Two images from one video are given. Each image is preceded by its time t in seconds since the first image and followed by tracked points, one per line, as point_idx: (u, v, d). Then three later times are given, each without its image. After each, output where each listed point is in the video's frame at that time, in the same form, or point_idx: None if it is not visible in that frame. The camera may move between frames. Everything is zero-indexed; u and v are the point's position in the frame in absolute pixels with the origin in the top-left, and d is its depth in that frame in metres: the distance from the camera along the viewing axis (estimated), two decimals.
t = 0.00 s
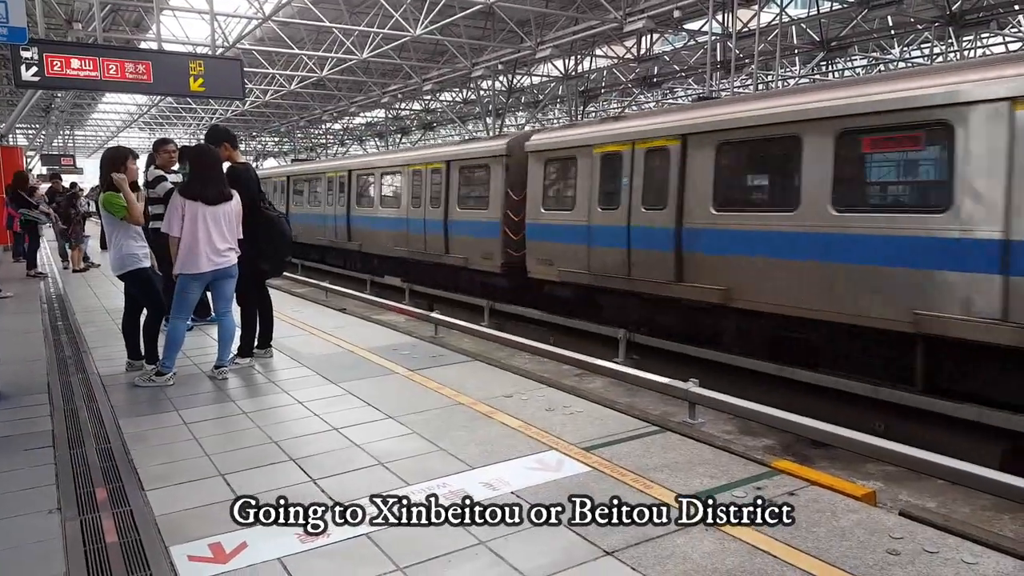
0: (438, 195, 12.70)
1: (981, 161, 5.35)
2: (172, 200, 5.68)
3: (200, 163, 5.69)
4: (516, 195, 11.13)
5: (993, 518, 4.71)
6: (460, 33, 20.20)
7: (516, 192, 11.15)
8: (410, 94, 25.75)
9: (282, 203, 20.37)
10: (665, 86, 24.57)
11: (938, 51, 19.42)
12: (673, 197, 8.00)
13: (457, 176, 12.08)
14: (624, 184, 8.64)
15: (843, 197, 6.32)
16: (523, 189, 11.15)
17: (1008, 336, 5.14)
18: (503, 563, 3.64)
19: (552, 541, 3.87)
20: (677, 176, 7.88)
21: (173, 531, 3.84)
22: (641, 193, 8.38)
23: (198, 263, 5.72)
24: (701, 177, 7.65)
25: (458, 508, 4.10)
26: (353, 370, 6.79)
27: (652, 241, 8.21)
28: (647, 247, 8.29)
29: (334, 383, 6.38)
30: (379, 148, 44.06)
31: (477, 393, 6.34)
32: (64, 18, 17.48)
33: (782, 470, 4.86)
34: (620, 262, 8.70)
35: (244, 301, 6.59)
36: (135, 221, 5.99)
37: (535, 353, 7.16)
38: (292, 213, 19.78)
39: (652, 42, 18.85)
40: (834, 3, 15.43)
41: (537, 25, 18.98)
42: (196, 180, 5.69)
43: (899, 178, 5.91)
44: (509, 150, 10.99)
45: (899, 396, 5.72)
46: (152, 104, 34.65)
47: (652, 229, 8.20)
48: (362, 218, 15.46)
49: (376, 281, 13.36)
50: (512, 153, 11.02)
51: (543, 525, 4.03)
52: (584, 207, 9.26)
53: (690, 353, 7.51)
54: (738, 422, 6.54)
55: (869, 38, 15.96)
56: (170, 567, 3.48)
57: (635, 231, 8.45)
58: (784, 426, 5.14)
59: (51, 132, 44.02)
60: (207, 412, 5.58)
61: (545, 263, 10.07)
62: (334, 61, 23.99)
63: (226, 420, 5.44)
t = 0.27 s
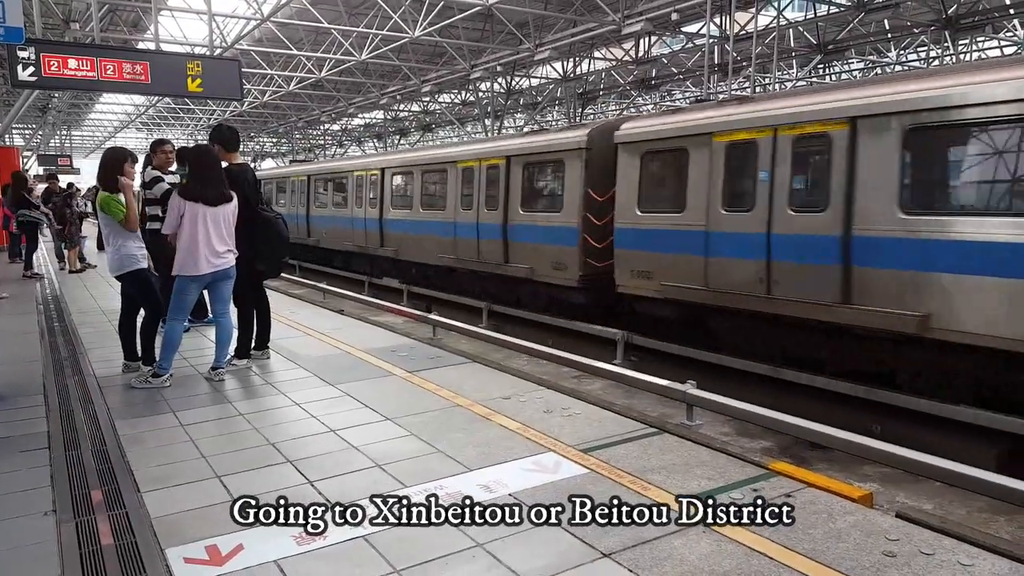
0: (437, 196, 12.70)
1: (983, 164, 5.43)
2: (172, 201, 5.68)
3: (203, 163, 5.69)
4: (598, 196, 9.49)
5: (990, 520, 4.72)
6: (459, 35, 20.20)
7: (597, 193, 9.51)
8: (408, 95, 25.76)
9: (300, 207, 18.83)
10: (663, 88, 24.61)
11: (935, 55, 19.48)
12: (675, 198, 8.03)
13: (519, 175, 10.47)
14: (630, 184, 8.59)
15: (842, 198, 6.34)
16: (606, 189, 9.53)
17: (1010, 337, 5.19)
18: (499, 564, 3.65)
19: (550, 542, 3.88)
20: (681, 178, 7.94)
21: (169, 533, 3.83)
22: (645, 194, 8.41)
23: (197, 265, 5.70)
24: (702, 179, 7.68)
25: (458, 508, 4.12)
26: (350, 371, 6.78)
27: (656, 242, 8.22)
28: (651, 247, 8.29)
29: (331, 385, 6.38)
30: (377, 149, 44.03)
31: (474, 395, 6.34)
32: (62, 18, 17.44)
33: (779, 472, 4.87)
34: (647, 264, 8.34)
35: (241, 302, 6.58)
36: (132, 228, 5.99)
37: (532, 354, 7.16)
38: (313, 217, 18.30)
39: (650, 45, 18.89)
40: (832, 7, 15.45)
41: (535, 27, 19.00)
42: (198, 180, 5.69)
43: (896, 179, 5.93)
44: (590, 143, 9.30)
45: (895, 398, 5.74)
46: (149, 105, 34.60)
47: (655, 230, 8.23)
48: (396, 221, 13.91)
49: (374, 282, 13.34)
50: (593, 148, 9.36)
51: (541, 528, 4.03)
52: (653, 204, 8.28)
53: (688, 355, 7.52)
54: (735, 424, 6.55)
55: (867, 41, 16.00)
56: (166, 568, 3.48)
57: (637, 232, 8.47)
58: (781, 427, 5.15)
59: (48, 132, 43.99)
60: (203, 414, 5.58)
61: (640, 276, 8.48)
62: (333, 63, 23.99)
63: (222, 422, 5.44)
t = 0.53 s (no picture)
0: (434, 200, 12.69)
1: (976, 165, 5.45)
2: (170, 204, 5.69)
3: (202, 166, 5.70)
4: (713, 199, 7.86)
5: (985, 523, 4.74)
6: (455, 38, 20.22)
7: (712, 195, 7.88)
8: (405, 98, 25.76)
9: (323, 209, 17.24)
10: (660, 92, 24.66)
11: (931, 59, 19.55)
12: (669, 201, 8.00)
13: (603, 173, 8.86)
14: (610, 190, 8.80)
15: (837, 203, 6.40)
16: (724, 191, 7.88)
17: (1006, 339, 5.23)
18: (496, 566, 3.66)
19: (547, 543, 3.90)
20: (671, 183, 7.94)
21: (164, 537, 3.82)
22: (634, 197, 8.44)
23: (193, 267, 5.69)
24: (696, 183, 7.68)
25: (458, 508, 4.15)
26: (346, 374, 6.78)
27: (649, 246, 8.24)
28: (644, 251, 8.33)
29: (327, 388, 6.37)
30: (374, 152, 44.01)
31: (470, 398, 6.34)
32: (58, 20, 17.44)
33: (775, 475, 4.89)
34: (637, 270, 8.44)
35: (237, 305, 6.57)
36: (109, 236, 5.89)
37: (529, 357, 7.16)
38: (336, 220, 16.76)
39: (647, 49, 18.93)
40: (828, 12, 15.49)
41: (532, 31, 19.03)
42: (196, 183, 5.70)
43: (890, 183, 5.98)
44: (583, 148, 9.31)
45: (891, 401, 5.75)
46: (146, 107, 34.57)
47: (648, 235, 8.26)
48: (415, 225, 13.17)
49: (370, 285, 13.33)
50: (708, 140, 7.73)
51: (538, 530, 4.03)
52: (681, 206, 7.83)
53: (684, 358, 7.53)
54: (731, 427, 6.56)
55: (863, 46, 16.04)
56: (161, 571, 3.49)
57: (629, 235, 8.51)
58: (777, 430, 5.15)
59: (44, 134, 43.94)
60: (199, 417, 5.57)
61: (656, 283, 8.25)
62: (329, 65, 23.99)
63: (218, 424, 5.44)
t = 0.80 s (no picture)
0: (428, 201, 12.65)
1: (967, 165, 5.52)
2: (164, 208, 5.68)
3: (195, 170, 5.67)
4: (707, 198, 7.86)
5: (980, 519, 4.76)
6: (449, 39, 20.21)
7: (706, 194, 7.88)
8: (399, 100, 25.75)
9: (347, 213, 15.78)
10: (654, 92, 24.71)
11: (924, 58, 19.62)
12: (664, 201, 8.00)
13: (728, 167, 7.29)
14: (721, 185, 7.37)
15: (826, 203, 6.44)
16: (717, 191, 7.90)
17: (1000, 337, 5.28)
18: (492, 566, 3.66)
19: (545, 543, 3.90)
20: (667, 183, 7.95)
21: (160, 540, 3.81)
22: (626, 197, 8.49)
23: (189, 272, 5.68)
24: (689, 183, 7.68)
25: (458, 508, 4.15)
26: (341, 376, 6.77)
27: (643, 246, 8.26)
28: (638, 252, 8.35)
29: (322, 390, 6.36)
30: (368, 153, 43.96)
31: (466, 398, 6.34)
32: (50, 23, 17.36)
33: (770, 472, 4.89)
34: (757, 283, 7.04)
35: (233, 307, 6.56)
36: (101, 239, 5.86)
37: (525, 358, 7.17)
38: (363, 223, 15.27)
39: (640, 49, 18.95)
40: (821, 11, 15.53)
41: (526, 31, 19.03)
42: (189, 187, 5.67)
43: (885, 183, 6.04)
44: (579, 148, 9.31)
45: (885, 398, 5.77)
46: (138, 109, 34.46)
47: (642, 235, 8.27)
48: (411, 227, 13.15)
49: (365, 287, 13.32)
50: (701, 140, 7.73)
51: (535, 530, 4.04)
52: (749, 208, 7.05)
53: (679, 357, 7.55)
54: (726, 425, 6.57)
55: (856, 45, 16.10)
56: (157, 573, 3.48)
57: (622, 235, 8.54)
58: (771, 428, 5.17)
59: (36, 138, 43.84)
60: (195, 419, 5.57)
61: (794, 298, 6.74)
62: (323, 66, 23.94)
63: (215, 427, 5.43)
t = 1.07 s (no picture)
0: (424, 200, 12.64)
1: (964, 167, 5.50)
2: (160, 205, 5.68)
3: (190, 168, 5.67)
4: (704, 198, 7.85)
5: (974, 519, 4.77)
6: (446, 37, 20.21)
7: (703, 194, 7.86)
8: (396, 98, 25.74)
9: (377, 212, 14.18)
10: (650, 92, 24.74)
11: (920, 58, 19.67)
12: (664, 200, 7.96)
13: (787, 160, 6.69)
14: (744, 182, 7.08)
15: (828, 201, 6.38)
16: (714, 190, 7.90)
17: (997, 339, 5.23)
18: (486, 566, 3.65)
19: (540, 543, 3.89)
20: (667, 182, 7.92)
21: (154, 538, 3.81)
22: (625, 196, 8.47)
23: (183, 269, 5.67)
24: (690, 182, 7.65)
25: (458, 508, 4.15)
26: (337, 374, 6.76)
27: (642, 245, 8.22)
28: (637, 251, 8.31)
29: (318, 389, 6.36)
30: (365, 152, 43.94)
31: (462, 397, 6.34)
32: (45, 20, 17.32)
33: (766, 472, 4.90)
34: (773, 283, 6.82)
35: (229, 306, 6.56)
36: (98, 236, 5.85)
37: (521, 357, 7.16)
38: (394, 222, 13.70)
39: (637, 48, 18.95)
40: (817, 11, 15.57)
41: (523, 30, 19.04)
42: (184, 185, 5.66)
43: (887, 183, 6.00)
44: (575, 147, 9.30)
45: (881, 398, 5.78)
46: (134, 107, 34.39)
47: (641, 234, 8.24)
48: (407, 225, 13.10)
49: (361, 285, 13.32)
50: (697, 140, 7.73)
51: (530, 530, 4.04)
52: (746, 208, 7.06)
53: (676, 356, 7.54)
54: (722, 425, 6.58)
55: (852, 45, 16.14)
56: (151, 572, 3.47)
57: (620, 234, 8.52)
58: (766, 428, 5.18)
59: (31, 134, 43.71)
60: (191, 417, 5.56)
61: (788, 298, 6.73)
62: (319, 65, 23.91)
63: (211, 425, 5.42)
